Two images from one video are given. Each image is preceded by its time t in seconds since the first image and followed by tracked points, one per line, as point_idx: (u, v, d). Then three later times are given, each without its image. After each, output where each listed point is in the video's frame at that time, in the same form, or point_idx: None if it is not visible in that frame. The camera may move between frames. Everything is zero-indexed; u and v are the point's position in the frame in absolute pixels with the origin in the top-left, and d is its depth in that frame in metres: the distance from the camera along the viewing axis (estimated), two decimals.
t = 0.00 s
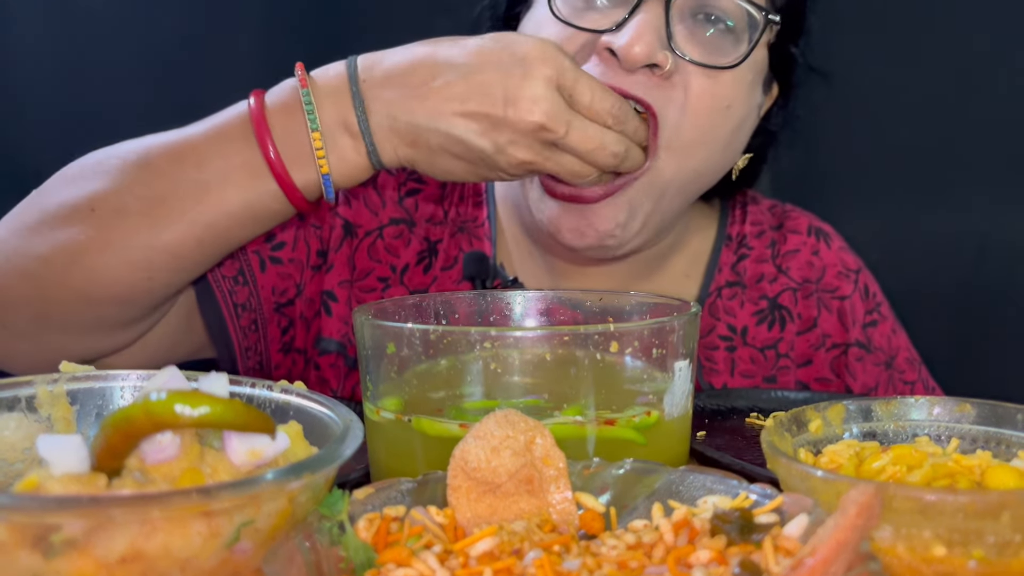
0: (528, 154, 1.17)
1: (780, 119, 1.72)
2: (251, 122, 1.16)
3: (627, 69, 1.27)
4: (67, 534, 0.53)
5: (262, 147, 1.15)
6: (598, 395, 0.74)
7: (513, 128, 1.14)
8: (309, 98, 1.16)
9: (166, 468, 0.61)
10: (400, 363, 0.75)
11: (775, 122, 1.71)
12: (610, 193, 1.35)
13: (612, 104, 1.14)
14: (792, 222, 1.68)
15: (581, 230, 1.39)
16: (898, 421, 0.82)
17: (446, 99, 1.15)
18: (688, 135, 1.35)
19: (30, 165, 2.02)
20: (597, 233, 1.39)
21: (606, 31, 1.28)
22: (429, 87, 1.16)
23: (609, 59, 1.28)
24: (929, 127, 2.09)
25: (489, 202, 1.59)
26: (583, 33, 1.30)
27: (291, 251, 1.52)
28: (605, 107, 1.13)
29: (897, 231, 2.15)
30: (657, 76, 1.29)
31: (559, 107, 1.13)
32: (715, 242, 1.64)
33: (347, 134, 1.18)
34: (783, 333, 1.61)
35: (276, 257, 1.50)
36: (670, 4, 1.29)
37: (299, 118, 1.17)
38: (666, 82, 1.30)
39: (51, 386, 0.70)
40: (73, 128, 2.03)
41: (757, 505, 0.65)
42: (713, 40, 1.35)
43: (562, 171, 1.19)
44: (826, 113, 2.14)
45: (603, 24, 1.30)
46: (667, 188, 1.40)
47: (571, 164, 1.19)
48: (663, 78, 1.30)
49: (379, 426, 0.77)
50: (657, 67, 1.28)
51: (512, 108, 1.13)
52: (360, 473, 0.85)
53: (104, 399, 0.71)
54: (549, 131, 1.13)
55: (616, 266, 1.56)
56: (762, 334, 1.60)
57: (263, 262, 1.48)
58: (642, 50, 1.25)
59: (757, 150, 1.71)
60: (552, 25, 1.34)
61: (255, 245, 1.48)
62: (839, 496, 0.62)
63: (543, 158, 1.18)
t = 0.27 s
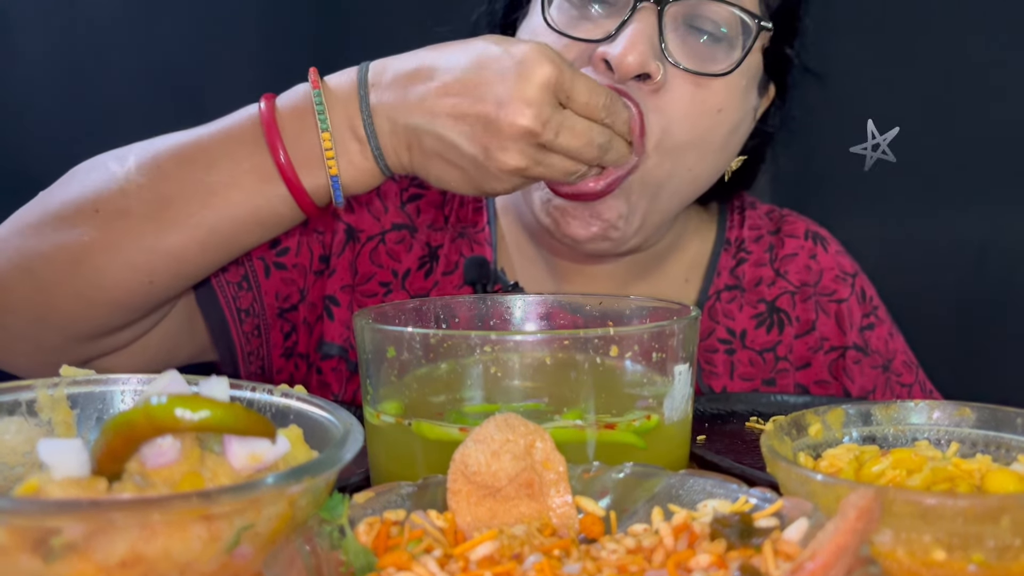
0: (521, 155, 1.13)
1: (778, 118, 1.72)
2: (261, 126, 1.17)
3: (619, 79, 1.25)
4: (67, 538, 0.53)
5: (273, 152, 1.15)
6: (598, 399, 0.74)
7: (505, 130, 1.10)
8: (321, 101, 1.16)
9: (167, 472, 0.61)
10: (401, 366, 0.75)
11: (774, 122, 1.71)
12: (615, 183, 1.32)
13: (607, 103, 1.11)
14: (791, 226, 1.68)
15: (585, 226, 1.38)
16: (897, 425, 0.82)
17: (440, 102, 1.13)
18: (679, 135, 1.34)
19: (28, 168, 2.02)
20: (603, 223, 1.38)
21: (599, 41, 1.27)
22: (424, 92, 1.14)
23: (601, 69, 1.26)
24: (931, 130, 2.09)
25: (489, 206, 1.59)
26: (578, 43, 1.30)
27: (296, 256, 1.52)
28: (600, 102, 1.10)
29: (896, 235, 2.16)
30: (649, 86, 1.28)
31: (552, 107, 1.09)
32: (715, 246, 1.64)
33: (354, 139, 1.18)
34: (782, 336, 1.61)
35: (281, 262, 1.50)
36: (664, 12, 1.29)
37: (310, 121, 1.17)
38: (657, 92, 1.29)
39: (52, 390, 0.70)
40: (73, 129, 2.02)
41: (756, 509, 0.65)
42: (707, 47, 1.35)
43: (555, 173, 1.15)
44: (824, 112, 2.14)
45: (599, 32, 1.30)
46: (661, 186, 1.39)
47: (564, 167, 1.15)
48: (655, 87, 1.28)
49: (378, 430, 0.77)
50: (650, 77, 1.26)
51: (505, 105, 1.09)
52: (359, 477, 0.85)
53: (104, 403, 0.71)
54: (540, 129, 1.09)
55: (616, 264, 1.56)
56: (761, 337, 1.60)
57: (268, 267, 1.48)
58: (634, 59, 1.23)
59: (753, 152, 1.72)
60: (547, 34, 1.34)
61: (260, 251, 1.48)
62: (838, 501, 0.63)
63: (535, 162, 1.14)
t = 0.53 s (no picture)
0: (506, 133, 1.05)
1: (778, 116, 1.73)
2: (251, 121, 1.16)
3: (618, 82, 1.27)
4: (66, 540, 0.53)
5: (262, 147, 1.14)
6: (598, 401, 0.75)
7: (484, 102, 1.04)
8: (308, 90, 1.15)
9: (166, 475, 0.60)
10: (401, 369, 0.75)
11: (773, 119, 1.71)
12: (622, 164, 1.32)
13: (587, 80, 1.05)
14: (792, 228, 1.68)
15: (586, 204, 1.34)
16: (898, 428, 0.82)
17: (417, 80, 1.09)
18: (678, 129, 1.35)
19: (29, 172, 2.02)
20: (603, 200, 1.33)
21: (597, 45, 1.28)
22: (407, 72, 1.11)
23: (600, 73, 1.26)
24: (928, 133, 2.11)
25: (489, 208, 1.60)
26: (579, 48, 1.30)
27: (295, 259, 1.52)
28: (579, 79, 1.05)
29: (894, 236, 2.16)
30: (648, 88, 1.28)
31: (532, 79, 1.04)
32: (715, 249, 1.65)
33: (343, 126, 1.16)
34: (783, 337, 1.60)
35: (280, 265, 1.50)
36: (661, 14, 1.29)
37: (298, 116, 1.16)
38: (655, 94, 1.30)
39: (52, 392, 0.70)
40: (77, 129, 2.04)
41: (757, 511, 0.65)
42: (706, 48, 1.35)
43: (542, 156, 1.06)
44: (823, 113, 2.16)
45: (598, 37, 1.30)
46: (662, 177, 1.39)
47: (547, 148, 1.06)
48: (653, 88, 1.29)
49: (378, 432, 0.78)
50: (648, 79, 1.27)
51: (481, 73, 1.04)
52: (359, 479, 0.85)
53: (104, 406, 0.71)
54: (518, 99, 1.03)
55: (613, 261, 1.57)
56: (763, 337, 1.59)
57: (267, 270, 1.49)
58: (633, 62, 1.25)
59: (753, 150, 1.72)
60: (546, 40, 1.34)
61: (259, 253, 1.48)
62: (837, 502, 0.62)
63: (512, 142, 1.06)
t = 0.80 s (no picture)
0: (448, 90, 0.79)
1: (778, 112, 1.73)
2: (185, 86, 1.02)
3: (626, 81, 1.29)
4: (66, 542, 0.53)
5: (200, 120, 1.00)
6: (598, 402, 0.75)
7: (423, 55, 0.78)
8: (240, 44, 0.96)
9: (166, 476, 0.60)
10: (400, 369, 0.75)
11: (773, 114, 1.71)
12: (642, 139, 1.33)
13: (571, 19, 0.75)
14: (793, 228, 1.68)
15: (608, 195, 1.33)
16: (898, 429, 0.82)
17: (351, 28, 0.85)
18: (701, 124, 1.36)
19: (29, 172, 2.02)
20: (627, 200, 1.34)
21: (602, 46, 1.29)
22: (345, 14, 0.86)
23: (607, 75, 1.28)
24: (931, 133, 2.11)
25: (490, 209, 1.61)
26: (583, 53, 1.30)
27: (301, 253, 1.51)
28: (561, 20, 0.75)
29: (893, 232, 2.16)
30: (656, 84, 1.30)
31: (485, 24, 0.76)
32: (716, 250, 1.65)
33: (286, 79, 0.96)
34: (786, 336, 1.60)
35: (287, 257, 1.49)
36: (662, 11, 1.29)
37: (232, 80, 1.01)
38: (662, 90, 1.31)
39: (52, 393, 0.70)
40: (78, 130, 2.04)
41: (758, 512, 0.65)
42: (709, 44, 1.35)
43: (498, 120, 0.79)
44: (823, 110, 2.17)
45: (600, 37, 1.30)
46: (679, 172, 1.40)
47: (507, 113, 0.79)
48: (660, 85, 1.31)
49: (378, 433, 0.77)
50: (656, 76, 1.29)
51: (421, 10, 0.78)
52: (359, 480, 0.85)
53: (104, 407, 0.71)
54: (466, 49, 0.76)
55: (617, 261, 1.56)
56: (765, 337, 1.59)
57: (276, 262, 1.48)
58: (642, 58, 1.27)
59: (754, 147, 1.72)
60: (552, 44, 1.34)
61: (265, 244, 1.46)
62: (837, 503, 0.63)
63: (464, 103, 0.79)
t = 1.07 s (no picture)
0: (323, 135, 0.64)
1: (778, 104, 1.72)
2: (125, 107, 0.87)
3: (630, 92, 1.29)
4: (66, 542, 0.53)
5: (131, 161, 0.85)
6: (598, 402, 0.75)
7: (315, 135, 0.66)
8: (193, 51, 0.87)
9: (166, 476, 0.60)
10: (400, 370, 0.76)
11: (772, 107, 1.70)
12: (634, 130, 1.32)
13: (541, 100, 0.62)
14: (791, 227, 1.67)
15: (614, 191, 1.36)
16: (898, 428, 0.82)
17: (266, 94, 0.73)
18: (711, 127, 1.38)
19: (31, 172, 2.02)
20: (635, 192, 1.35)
21: (603, 57, 1.30)
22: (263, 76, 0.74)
23: (611, 86, 1.29)
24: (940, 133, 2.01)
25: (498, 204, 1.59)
26: (582, 60, 1.30)
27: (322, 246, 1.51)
28: (526, 88, 0.62)
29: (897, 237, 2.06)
30: (660, 94, 1.30)
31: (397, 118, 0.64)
32: (716, 249, 1.64)
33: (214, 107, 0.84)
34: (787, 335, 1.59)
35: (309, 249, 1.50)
36: (660, 20, 1.31)
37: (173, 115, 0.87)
38: (668, 99, 1.32)
39: (51, 393, 0.70)
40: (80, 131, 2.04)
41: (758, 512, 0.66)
42: (709, 49, 1.36)
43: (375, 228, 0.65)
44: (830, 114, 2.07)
45: (598, 48, 1.31)
46: (695, 169, 1.40)
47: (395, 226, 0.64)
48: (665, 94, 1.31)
49: (379, 434, 0.76)
50: (660, 86, 1.30)
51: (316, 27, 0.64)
52: (359, 480, 0.85)
53: (104, 407, 0.72)
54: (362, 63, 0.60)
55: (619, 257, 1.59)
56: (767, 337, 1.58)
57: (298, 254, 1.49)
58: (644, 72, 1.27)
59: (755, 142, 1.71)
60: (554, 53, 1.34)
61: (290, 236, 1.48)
62: (837, 502, 0.63)
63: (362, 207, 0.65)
